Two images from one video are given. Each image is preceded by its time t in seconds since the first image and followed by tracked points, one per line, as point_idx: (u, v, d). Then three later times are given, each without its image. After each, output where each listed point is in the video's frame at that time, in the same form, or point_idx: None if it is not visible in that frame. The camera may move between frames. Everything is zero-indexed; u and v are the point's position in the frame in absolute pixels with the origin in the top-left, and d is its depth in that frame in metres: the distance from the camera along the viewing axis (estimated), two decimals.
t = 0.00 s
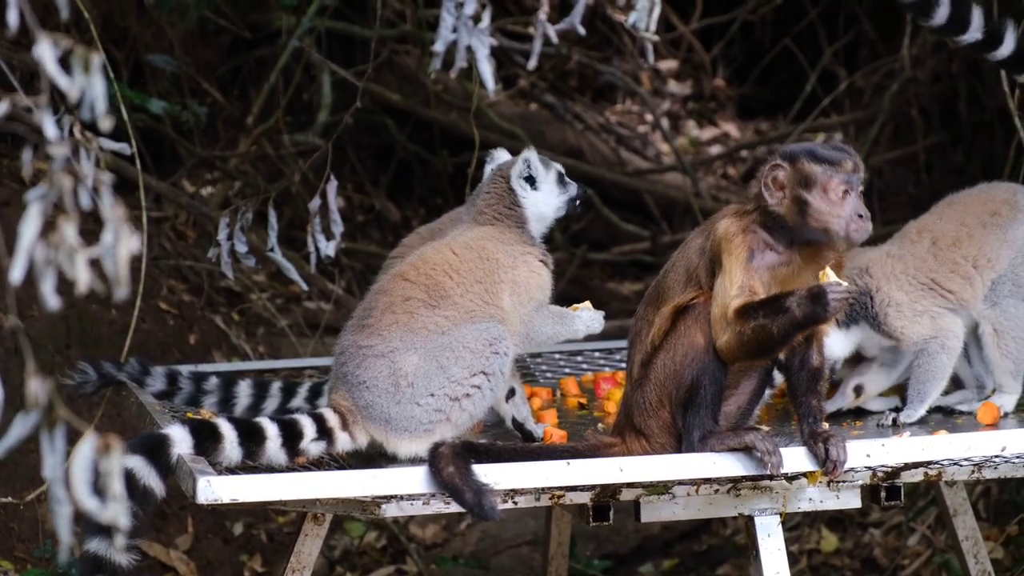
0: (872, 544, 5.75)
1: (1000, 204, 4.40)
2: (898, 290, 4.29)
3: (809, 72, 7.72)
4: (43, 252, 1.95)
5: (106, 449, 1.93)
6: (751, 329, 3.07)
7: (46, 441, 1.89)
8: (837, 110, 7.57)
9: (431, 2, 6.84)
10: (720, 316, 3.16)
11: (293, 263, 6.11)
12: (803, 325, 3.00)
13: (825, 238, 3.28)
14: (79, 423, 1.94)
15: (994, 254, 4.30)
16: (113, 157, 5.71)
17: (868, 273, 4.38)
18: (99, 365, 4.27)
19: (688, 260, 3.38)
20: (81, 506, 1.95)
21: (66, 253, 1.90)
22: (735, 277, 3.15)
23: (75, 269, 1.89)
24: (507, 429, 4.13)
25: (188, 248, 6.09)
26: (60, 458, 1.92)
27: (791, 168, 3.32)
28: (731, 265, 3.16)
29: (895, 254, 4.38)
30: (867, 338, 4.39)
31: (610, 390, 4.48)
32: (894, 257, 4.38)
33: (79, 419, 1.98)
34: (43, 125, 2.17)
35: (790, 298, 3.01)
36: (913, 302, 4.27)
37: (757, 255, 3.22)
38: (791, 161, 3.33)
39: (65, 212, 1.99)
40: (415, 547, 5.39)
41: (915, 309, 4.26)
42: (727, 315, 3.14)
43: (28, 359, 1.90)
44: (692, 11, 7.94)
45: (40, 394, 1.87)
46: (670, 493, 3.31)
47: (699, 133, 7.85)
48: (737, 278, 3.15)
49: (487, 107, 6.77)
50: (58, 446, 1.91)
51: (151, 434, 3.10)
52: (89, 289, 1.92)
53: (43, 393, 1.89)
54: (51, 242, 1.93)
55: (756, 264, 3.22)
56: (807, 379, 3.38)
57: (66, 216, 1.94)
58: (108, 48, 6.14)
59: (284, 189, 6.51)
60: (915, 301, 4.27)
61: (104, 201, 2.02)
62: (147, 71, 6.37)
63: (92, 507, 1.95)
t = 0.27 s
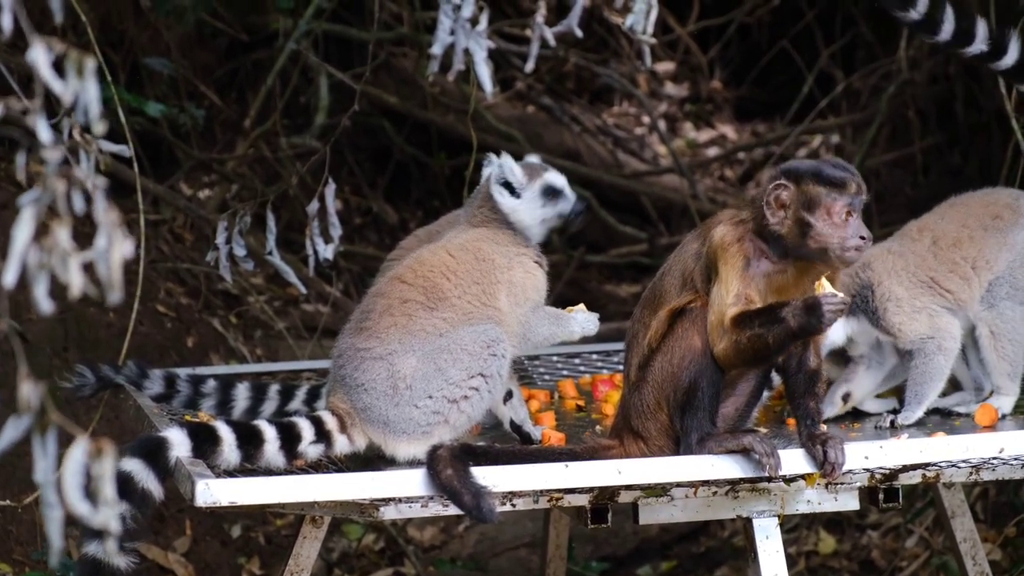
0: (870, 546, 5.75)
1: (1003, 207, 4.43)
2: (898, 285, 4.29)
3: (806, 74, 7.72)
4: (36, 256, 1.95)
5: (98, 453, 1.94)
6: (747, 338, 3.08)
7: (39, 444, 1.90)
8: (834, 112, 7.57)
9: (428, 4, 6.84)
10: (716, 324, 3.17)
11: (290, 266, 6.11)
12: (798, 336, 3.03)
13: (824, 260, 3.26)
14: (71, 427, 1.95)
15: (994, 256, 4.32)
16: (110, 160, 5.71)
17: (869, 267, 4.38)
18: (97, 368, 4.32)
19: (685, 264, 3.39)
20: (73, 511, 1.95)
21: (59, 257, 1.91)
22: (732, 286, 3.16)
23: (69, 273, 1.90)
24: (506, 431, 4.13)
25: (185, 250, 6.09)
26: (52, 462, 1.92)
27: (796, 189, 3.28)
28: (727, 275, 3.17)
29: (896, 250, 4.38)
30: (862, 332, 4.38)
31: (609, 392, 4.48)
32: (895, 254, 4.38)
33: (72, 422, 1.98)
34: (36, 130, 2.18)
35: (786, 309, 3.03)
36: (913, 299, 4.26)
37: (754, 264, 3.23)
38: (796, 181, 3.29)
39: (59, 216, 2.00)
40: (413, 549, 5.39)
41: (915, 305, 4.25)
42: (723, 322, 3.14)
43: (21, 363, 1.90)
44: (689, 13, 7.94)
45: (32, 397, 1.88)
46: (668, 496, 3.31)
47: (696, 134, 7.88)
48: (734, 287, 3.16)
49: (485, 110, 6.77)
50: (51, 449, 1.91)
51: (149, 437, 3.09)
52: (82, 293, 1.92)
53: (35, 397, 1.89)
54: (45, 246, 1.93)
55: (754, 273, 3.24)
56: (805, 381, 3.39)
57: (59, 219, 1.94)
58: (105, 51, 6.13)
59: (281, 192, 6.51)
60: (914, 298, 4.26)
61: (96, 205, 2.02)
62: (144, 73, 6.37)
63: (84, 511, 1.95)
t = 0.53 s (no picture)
0: (871, 548, 5.75)
1: (1010, 210, 4.43)
2: (906, 280, 4.26)
3: (808, 76, 7.72)
4: (35, 259, 1.95)
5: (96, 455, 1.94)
6: (749, 343, 3.09)
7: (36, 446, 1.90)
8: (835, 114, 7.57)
9: (429, 6, 6.84)
10: (718, 328, 3.17)
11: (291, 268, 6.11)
12: (800, 342, 3.03)
13: (824, 265, 3.28)
14: (69, 429, 1.95)
15: (1000, 257, 4.33)
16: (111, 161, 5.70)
17: (878, 259, 4.33)
18: (98, 369, 4.33)
19: (686, 267, 3.39)
20: (70, 513, 1.96)
21: (58, 259, 1.91)
22: (734, 290, 3.16)
23: (68, 275, 1.90)
24: (506, 433, 4.13)
25: (186, 252, 6.08)
26: (50, 464, 1.92)
27: (797, 194, 3.29)
28: (729, 279, 3.17)
29: (906, 244, 4.34)
30: (865, 325, 4.36)
31: (609, 395, 4.48)
32: (904, 247, 4.34)
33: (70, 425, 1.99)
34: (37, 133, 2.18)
35: (788, 315, 3.03)
36: (919, 295, 4.24)
37: (756, 268, 3.24)
38: (798, 187, 3.29)
39: (58, 218, 2.00)
40: (414, 551, 5.39)
41: (921, 302, 4.23)
42: (725, 327, 3.15)
43: (19, 365, 1.91)
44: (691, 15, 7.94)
45: (31, 400, 1.88)
46: (669, 498, 3.31)
47: (698, 136, 7.91)
48: (736, 291, 3.16)
49: (486, 111, 6.77)
50: (49, 451, 1.92)
51: (150, 438, 3.09)
52: (81, 296, 1.93)
53: (33, 399, 1.89)
54: (44, 248, 1.94)
55: (756, 277, 3.24)
56: (805, 384, 3.39)
57: (59, 222, 1.95)
58: (106, 52, 6.13)
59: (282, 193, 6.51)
60: (921, 295, 4.25)
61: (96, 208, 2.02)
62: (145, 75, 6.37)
63: (81, 513, 1.96)
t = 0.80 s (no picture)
0: (871, 552, 5.76)
1: (1010, 213, 4.41)
2: (907, 281, 4.24)
3: (806, 80, 7.73)
4: (34, 266, 1.96)
5: (95, 462, 1.95)
6: (750, 346, 3.09)
7: (36, 454, 1.91)
8: (834, 118, 7.58)
9: (428, 11, 6.85)
10: (719, 330, 3.18)
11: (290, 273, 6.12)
12: (802, 345, 3.03)
13: (817, 251, 3.27)
14: (69, 438, 1.95)
15: (1000, 260, 4.31)
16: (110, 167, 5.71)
17: (879, 259, 4.31)
18: (97, 376, 4.27)
19: (687, 271, 3.39)
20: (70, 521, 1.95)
21: (58, 267, 1.92)
22: (735, 293, 3.16)
23: (67, 283, 1.90)
24: (506, 438, 4.13)
25: (186, 257, 6.09)
26: (49, 472, 1.92)
27: (784, 183, 3.34)
28: (731, 282, 3.17)
29: (907, 245, 4.32)
30: (864, 324, 4.35)
31: (609, 398, 4.48)
32: (904, 248, 4.32)
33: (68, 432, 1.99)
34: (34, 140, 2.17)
35: (791, 318, 3.04)
36: (919, 296, 4.23)
37: (756, 271, 3.23)
38: (784, 175, 3.35)
39: (57, 225, 2.00)
40: (414, 556, 5.39)
41: (920, 304, 4.22)
42: (726, 330, 3.15)
43: (19, 371, 1.92)
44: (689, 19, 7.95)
45: (30, 407, 1.89)
46: (668, 502, 3.31)
47: (696, 141, 7.89)
48: (737, 294, 3.16)
49: (485, 116, 6.78)
50: (48, 458, 1.92)
51: (150, 444, 3.10)
52: (80, 303, 1.93)
53: (32, 407, 1.89)
54: (43, 255, 1.94)
55: (756, 280, 3.24)
56: (805, 387, 3.39)
57: (58, 229, 1.95)
58: (105, 58, 6.14)
59: (282, 198, 6.52)
60: (922, 296, 4.23)
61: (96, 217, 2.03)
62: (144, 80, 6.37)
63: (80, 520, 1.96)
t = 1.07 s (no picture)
0: (869, 552, 5.76)
1: (999, 213, 4.41)
2: (895, 278, 4.30)
3: (804, 81, 7.73)
4: (23, 272, 1.96)
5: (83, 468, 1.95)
6: (748, 345, 3.09)
7: (24, 459, 1.91)
8: (832, 119, 7.58)
9: (425, 12, 6.85)
10: (716, 330, 3.18)
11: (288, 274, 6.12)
12: (799, 344, 3.04)
13: (806, 241, 3.25)
14: (57, 442, 1.95)
15: (988, 260, 4.33)
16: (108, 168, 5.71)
17: (870, 257, 4.37)
18: (95, 377, 4.29)
19: (684, 271, 3.39)
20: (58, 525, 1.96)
21: (47, 273, 1.92)
22: (733, 293, 3.16)
23: (56, 289, 1.90)
24: (504, 439, 4.14)
25: (184, 258, 6.09)
26: (38, 477, 1.92)
27: (772, 176, 3.33)
28: (728, 281, 3.17)
29: (894, 243, 4.38)
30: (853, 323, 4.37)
31: (606, 399, 4.49)
32: (892, 246, 4.38)
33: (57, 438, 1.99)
34: (24, 146, 2.17)
35: (788, 317, 3.04)
36: (907, 293, 4.28)
37: (754, 270, 3.23)
38: (771, 167, 3.36)
39: (47, 231, 2.00)
40: (411, 557, 5.39)
41: (910, 300, 4.27)
42: (724, 330, 3.15)
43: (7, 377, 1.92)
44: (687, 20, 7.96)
45: (19, 412, 1.89)
46: (666, 503, 3.32)
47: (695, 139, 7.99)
48: (735, 294, 3.16)
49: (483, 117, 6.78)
50: (36, 463, 1.92)
51: (148, 446, 3.10)
52: (70, 309, 1.92)
53: (21, 412, 1.89)
54: (32, 261, 1.94)
55: (754, 280, 3.23)
56: (803, 388, 3.39)
57: (48, 235, 1.95)
58: (103, 60, 6.15)
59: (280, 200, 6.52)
60: (910, 292, 4.28)
61: (85, 222, 2.02)
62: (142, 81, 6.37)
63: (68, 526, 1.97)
